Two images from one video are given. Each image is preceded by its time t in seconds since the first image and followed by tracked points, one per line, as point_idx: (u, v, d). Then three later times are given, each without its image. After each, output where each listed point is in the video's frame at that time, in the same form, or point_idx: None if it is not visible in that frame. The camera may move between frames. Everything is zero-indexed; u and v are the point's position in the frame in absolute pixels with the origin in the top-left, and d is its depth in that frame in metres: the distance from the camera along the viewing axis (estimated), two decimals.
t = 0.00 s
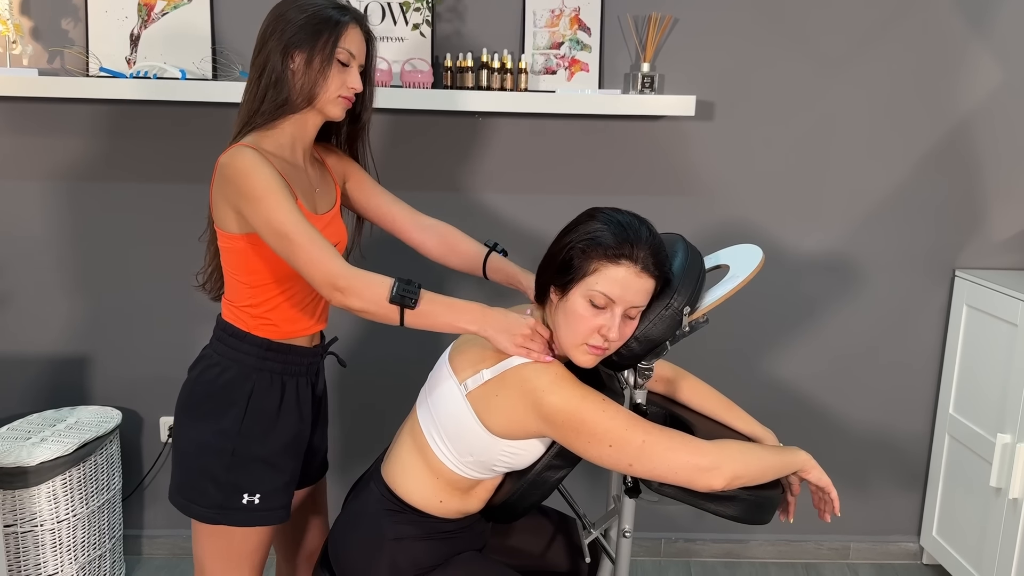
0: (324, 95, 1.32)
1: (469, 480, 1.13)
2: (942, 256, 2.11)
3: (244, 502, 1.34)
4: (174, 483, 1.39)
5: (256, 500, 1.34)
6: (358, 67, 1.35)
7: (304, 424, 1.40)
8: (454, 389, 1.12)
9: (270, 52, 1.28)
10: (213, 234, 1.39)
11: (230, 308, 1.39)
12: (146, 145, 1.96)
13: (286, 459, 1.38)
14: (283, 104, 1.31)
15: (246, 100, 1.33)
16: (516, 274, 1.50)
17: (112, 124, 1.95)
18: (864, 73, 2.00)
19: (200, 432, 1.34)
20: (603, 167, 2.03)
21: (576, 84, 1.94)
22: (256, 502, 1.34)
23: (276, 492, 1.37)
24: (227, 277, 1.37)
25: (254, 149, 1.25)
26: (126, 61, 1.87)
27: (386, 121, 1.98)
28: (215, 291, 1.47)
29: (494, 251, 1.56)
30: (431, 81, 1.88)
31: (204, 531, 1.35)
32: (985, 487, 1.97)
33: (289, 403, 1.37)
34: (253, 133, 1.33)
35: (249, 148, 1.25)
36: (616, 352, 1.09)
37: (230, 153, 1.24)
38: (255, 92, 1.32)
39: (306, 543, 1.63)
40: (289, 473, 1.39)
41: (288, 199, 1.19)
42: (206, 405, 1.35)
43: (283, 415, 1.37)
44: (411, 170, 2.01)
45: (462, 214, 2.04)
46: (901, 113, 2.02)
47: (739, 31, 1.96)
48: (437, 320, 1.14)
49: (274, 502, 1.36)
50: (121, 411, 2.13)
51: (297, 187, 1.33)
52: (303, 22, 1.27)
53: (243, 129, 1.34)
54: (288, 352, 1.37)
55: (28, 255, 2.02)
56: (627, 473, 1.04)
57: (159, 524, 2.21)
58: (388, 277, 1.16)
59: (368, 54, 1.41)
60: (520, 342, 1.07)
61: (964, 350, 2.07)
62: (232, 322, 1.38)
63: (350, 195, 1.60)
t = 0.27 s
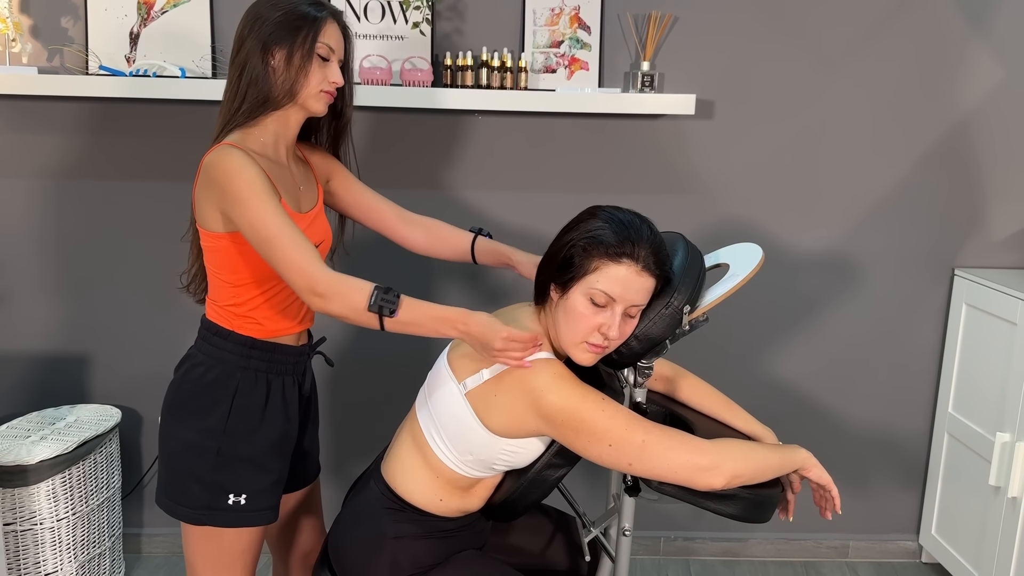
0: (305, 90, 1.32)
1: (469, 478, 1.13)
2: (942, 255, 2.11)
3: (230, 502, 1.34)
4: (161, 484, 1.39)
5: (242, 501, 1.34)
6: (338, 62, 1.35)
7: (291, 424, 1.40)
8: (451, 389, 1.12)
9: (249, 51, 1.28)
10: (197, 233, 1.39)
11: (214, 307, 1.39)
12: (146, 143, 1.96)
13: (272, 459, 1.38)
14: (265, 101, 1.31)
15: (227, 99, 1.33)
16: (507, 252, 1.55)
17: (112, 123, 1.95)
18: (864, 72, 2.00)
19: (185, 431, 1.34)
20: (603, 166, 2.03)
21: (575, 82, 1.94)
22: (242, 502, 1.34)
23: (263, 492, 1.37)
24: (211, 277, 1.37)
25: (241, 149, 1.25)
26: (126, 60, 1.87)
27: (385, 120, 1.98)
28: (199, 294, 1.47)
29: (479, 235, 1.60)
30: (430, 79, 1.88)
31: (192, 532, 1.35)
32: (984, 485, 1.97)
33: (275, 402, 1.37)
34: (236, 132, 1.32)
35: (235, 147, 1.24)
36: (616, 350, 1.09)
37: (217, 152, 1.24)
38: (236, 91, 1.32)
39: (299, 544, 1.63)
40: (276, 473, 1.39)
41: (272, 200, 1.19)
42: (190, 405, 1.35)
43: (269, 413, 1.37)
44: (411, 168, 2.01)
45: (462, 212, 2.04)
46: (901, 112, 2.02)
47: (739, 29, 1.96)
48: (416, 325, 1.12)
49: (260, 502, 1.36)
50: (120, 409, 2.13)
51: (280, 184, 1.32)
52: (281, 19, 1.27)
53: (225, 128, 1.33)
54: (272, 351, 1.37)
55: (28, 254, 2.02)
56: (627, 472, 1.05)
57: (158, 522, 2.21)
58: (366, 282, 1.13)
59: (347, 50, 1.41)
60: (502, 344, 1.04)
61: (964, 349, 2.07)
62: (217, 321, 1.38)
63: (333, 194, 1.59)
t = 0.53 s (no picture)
0: (291, 85, 1.32)
1: (469, 477, 1.13)
2: (940, 254, 2.11)
3: (242, 505, 1.33)
4: (168, 489, 1.38)
5: (254, 502, 1.34)
6: (321, 55, 1.35)
7: (298, 423, 1.40)
8: (452, 386, 1.12)
9: (231, 49, 1.27)
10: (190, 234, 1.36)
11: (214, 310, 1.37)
12: (145, 141, 1.96)
13: (282, 460, 1.38)
14: (250, 98, 1.30)
15: (210, 97, 1.32)
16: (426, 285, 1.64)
17: (112, 121, 1.95)
18: (863, 71, 2.00)
19: (192, 436, 1.33)
20: (601, 165, 2.02)
21: (575, 81, 1.94)
22: (255, 504, 1.34)
23: (275, 493, 1.37)
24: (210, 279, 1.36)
25: (230, 149, 1.23)
26: (125, 58, 1.87)
27: (385, 118, 1.97)
28: (196, 298, 1.44)
29: (401, 266, 1.68)
30: (430, 78, 1.88)
31: (203, 536, 1.34)
32: (983, 484, 1.97)
33: (283, 402, 1.37)
34: (224, 130, 1.30)
35: (223, 147, 1.23)
36: (616, 348, 1.09)
37: (204, 152, 1.22)
38: (220, 88, 1.30)
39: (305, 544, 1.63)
40: (286, 473, 1.39)
41: (239, 215, 1.19)
42: (197, 409, 1.34)
43: (277, 414, 1.36)
44: (410, 167, 2.01)
45: (462, 211, 2.04)
46: (900, 111, 2.02)
47: (739, 28, 1.96)
48: (338, 354, 1.20)
49: (272, 503, 1.36)
50: (119, 407, 2.13)
51: (270, 181, 1.31)
52: (262, 14, 1.26)
53: (211, 128, 1.32)
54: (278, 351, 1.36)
55: (27, 252, 2.02)
56: (627, 470, 1.05)
57: (157, 521, 2.21)
58: (290, 312, 1.20)
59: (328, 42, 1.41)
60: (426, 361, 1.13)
61: (963, 348, 2.07)
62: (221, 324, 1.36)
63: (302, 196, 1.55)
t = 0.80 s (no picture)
0: (290, 84, 1.31)
1: (470, 476, 1.13)
2: (939, 253, 2.12)
3: (252, 506, 1.33)
4: (175, 492, 1.37)
5: (265, 504, 1.34)
6: (320, 53, 1.35)
7: (307, 424, 1.40)
8: (454, 385, 1.12)
9: (230, 47, 1.26)
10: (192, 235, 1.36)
11: (221, 312, 1.37)
12: (143, 140, 1.96)
13: (292, 461, 1.37)
14: (249, 97, 1.29)
15: (209, 96, 1.31)
16: (413, 309, 1.59)
17: (111, 119, 1.94)
18: (862, 71, 2.00)
19: (200, 439, 1.33)
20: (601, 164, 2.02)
21: (574, 80, 1.94)
22: (265, 505, 1.34)
23: (284, 494, 1.36)
24: (215, 281, 1.36)
25: (234, 150, 1.23)
26: (123, 56, 1.87)
27: (384, 117, 1.97)
28: (198, 299, 1.42)
29: (393, 283, 1.64)
30: (429, 77, 1.88)
31: (212, 539, 1.34)
32: (981, 483, 1.97)
33: (292, 403, 1.37)
34: (223, 130, 1.30)
35: (226, 149, 1.22)
36: (617, 347, 1.09)
37: (206, 154, 1.21)
38: (218, 88, 1.29)
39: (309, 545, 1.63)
40: (295, 474, 1.38)
41: (249, 219, 1.20)
42: (206, 412, 1.33)
43: (287, 415, 1.36)
44: (409, 166, 2.00)
45: (461, 211, 2.04)
46: (899, 111, 2.03)
47: (738, 28, 1.96)
48: (359, 354, 1.27)
49: (282, 504, 1.36)
50: (117, 406, 2.12)
51: (272, 180, 1.31)
52: (261, 12, 1.25)
53: (210, 128, 1.31)
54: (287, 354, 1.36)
55: (25, 251, 2.01)
56: (627, 470, 1.04)
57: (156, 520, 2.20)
58: (310, 314, 1.25)
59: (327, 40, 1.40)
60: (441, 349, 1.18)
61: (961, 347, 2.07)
62: (229, 327, 1.36)
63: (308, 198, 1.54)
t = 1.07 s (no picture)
0: (306, 86, 1.31)
1: (470, 476, 1.13)
2: (937, 253, 2.12)
3: (263, 507, 1.33)
4: (182, 492, 1.36)
5: (274, 505, 1.35)
6: (335, 54, 1.34)
7: (316, 425, 1.40)
8: (455, 384, 1.12)
9: (247, 48, 1.25)
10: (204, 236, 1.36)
11: (231, 313, 1.37)
12: (141, 139, 1.95)
13: (301, 462, 1.38)
14: (265, 99, 1.29)
15: (224, 97, 1.30)
16: (424, 313, 1.58)
17: (108, 119, 1.94)
18: (860, 70, 2.00)
19: (211, 440, 1.32)
20: (599, 164, 2.02)
21: (572, 79, 1.94)
22: (275, 506, 1.35)
23: (293, 495, 1.37)
24: (226, 282, 1.35)
25: (250, 154, 1.23)
26: (121, 56, 1.86)
27: (382, 117, 1.97)
28: (209, 299, 1.42)
29: (404, 287, 1.63)
30: (428, 76, 1.88)
31: (220, 540, 1.33)
32: (979, 483, 1.98)
33: (303, 405, 1.37)
34: (239, 132, 1.30)
35: (242, 151, 1.22)
36: (617, 348, 1.09)
37: (223, 157, 1.21)
38: (233, 88, 1.29)
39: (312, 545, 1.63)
40: (303, 474, 1.39)
41: (268, 222, 1.20)
42: (217, 414, 1.33)
43: (297, 417, 1.36)
44: (408, 166, 2.00)
45: (460, 210, 2.03)
46: (896, 111, 2.03)
47: (737, 28, 1.96)
48: (383, 350, 1.26)
49: (291, 504, 1.36)
50: (115, 406, 2.12)
51: (287, 182, 1.31)
52: (277, 13, 1.25)
53: (225, 129, 1.31)
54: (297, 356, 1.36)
55: (23, 251, 2.01)
56: (628, 471, 1.05)
57: (154, 520, 2.20)
58: (331, 314, 1.25)
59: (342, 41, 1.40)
60: (460, 341, 1.16)
61: (959, 346, 2.08)
62: (239, 328, 1.36)
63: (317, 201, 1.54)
